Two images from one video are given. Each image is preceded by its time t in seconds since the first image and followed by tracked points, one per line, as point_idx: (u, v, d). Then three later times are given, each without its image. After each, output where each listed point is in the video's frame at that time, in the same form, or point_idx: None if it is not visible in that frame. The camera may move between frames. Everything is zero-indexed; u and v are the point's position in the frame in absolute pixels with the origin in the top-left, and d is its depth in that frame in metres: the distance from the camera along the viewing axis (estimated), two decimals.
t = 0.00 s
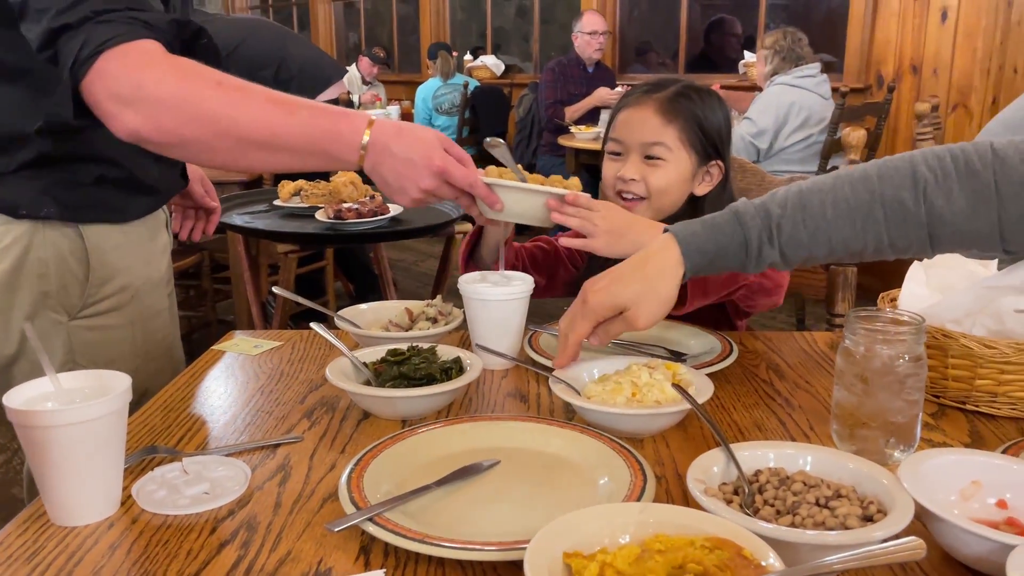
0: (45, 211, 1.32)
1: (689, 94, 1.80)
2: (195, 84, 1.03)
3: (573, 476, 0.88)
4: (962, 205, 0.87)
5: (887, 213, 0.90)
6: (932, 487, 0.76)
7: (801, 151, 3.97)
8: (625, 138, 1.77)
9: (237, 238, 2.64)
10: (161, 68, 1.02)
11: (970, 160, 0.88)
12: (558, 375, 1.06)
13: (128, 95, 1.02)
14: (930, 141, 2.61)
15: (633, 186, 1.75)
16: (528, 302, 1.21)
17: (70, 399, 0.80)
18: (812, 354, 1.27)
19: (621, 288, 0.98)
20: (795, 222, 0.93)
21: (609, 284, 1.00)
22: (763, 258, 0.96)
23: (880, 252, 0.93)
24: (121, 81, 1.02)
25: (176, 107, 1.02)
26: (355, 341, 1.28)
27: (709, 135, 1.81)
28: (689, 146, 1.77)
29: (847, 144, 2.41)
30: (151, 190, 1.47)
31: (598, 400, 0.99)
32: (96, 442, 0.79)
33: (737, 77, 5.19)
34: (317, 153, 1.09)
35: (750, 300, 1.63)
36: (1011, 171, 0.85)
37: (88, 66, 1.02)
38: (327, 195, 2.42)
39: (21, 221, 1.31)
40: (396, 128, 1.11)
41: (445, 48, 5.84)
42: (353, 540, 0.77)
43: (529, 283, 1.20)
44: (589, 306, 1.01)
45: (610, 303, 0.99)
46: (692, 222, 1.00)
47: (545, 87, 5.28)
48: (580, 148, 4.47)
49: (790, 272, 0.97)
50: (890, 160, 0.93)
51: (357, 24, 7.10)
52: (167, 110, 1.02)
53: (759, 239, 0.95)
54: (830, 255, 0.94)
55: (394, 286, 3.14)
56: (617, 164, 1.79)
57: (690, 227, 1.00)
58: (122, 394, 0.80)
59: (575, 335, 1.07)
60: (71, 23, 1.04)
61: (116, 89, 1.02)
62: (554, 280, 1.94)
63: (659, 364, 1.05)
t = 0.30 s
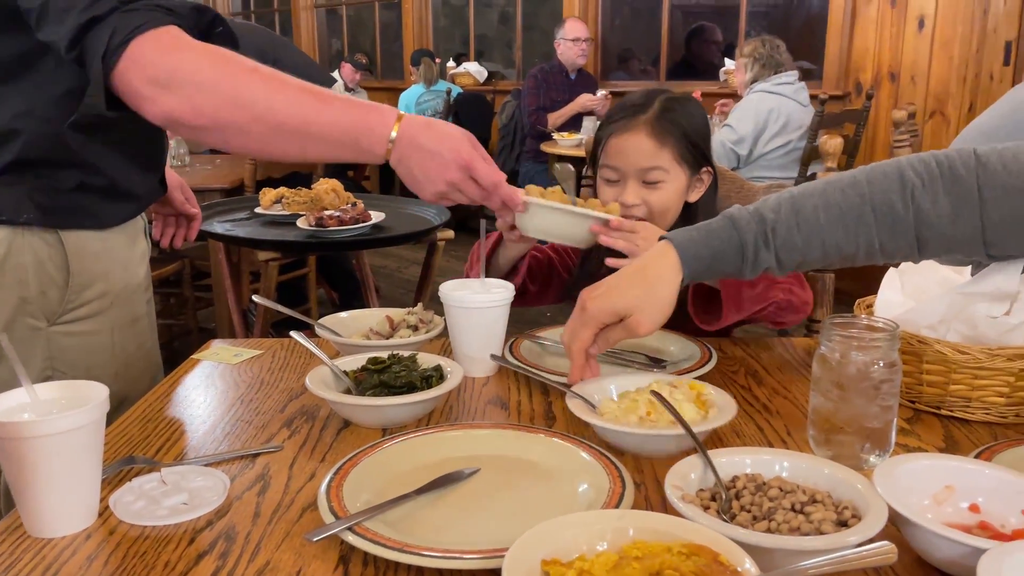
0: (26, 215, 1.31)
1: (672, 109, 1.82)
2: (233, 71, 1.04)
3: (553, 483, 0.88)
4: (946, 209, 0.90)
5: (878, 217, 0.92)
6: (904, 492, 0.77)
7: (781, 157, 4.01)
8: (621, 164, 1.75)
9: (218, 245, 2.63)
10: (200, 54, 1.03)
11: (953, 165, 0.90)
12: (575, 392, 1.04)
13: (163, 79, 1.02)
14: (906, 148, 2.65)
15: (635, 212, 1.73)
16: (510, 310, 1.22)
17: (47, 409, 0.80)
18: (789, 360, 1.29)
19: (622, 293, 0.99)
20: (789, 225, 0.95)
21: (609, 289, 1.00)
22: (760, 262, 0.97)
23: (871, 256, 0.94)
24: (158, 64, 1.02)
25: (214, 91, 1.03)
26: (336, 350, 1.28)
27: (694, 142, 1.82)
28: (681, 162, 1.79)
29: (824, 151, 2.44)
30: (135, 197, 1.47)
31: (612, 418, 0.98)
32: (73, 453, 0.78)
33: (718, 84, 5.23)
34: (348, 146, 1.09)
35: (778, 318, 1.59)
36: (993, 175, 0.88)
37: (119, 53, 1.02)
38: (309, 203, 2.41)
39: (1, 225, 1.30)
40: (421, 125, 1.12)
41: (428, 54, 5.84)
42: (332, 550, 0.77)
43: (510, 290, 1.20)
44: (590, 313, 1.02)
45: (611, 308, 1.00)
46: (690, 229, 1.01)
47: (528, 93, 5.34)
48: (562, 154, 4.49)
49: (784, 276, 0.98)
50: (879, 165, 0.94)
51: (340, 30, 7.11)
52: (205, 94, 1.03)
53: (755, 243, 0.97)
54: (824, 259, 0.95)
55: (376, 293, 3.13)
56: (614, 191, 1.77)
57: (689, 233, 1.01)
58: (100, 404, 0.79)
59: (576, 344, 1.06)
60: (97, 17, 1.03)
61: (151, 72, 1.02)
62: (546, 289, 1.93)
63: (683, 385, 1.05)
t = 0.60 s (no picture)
0: (20, 217, 1.34)
1: (656, 126, 1.80)
2: (112, 82, 1.05)
3: (529, 490, 0.88)
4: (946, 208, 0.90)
5: (881, 217, 0.92)
6: (877, 494, 0.78)
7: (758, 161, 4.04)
8: (615, 192, 1.76)
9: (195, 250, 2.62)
10: (77, 69, 1.04)
11: (948, 166, 0.91)
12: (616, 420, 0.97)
13: (43, 95, 1.03)
14: (881, 154, 2.68)
15: (633, 233, 1.76)
16: (487, 316, 1.21)
17: (14, 418, 0.78)
18: (765, 365, 1.29)
19: (643, 310, 0.97)
20: (803, 225, 0.93)
21: (636, 304, 0.97)
22: (777, 263, 0.94)
23: (877, 258, 0.94)
24: (36, 82, 1.03)
25: (100, 104, 1.04)
26: (312, 356, 1.27)
27: (677, 151, 1.82)
28: (668, 175, 1.79)
29: (799, 157, 2.46)
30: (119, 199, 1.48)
31: (659, 449, 0.90)
32: (41, 461, 0.77)
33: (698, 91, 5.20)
34: (230, 138, 1.12)
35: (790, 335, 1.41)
36: (987, 173, 0.89)
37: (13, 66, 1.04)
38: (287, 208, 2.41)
39: None
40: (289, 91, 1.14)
41: (409, 60, 5.83)
42: (305, 559, 0.77)
43: (488, 295, 1.20)
44: (613, 332, 0.98)
45: (636, 325, 0.97)
46: (700, 239, 0.99)
47: (510, 98, 5.32)
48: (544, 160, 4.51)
49: (797, 282, 0.96)
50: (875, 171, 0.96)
51: (320, 35, 7.11)
52: (86, 107, 1.04)
53: (771, 244, 0.94)
54: (837, 261, 0.94)
55: (356, 298, 3.12)
56: (609, 215, 1.78)
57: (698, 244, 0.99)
58: (70, 411, 0.78)
59: (604, 365, 1.01)
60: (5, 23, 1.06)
61: (30, 93, 1.03)
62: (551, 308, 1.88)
63: (736, 414, 0.98)
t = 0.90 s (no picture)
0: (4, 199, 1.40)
1: (632, 134, 1.82)
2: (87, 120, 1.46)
3: (501, 494, 0.88)
4: (914, 218, 0.87)
5: (850, 229, 0.88)
6: (846, 497, 0.79)
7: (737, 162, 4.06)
8: (593, 203, 1.76)
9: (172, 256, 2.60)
10: (60, 95, 1.39)
11: (914, 174, 0.87)
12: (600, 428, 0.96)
13: (28, 108, 1.36)
14: (856, 159, 2.72)
15: (612, 242, 1.77)
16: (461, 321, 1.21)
17: None
18: (740, 368, 1.30)
19: (607, 321, 0.92)
20: (771, 240, 0.89)
21: (601, 313, 0.93)
22: (748, 280, 0.90)
23: (847, 269, 0.90)
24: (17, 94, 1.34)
25: (61, 117, 1.40)
26: (286, 362, 1.27)
27: (654, 157, 1.82)
28: (646, 182, 1.80)
29: (775, 162, 2.49)
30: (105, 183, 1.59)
31: (642, 455, 0.91)
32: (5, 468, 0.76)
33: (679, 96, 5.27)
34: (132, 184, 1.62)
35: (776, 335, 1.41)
36: (955, 181, 0.85)
37: None
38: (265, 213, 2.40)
39: None
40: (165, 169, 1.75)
41: (391, 65, 5.83)
42: (273, 565, 0.76)
43: (462, 300, 1.20)
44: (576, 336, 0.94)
45: (598, 336, 0.92)
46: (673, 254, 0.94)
47: (492, 104, 5.35)
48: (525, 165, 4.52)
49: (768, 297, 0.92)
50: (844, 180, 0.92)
51: (302, 40, 7.11)
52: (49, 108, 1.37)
53: (741, 261, 0.90)
54: (807, 276, 0.90)
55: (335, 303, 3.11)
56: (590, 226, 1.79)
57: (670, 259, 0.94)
58: (35, 417, 0.78)
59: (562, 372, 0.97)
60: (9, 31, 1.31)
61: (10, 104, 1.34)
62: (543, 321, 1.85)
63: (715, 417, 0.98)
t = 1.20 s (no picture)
0: None
1: (611, 135, 1.82)
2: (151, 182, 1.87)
3: (478, 497, 0.87)
4: (845, 240, 0.87)
5: (776, 260, 0.88)
6: (820, 496, 0.79)
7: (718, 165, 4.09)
8: (571, 204, 1.75)
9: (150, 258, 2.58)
10: (116, 121, 1.70)
11: (841, 195, 0.88)
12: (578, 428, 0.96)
13: (85, 129, 1.64)
14: (836, 161, 2.73)
15: (590, 241, 1.77)
16: (438, 322, 1.21)
17: None
18: (718, 368, 1.30)
19: (538, 360, 0.92)
20: (694, 282, 0.89)
21: (525, 351, 0.93)
22: (675, 323, 0.90)
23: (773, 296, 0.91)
24: (83, 120, 1.64)
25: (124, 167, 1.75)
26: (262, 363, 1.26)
27: (632, 158, 1.83)
28: (624, 183, 1.81)
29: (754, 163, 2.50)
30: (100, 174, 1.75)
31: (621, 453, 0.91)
32: None
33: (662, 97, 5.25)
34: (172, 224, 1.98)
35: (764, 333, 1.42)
36: (883, 201, 0.86)
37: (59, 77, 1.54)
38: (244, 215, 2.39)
39: None
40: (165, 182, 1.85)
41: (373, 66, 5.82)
42: (245, 568, 0.76)
43: (439, 300, 1.20)
44: (505, 369, 0.93)
45: (525, 373, 0.93)
46: (592, 299, 0.92)
47: (475, 105, 5.36)
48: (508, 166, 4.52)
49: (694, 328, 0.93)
50: (763, 206, 0.91)
51: (285, 41, 7.09)
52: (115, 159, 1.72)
53: (667, 305, 0.89)
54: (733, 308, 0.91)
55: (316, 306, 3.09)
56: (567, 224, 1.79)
57: (588, 305, 0.92)
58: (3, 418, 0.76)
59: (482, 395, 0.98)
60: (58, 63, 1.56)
61: (73, 126, 1.64)
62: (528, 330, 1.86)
63: (692, 416, 0.98)
